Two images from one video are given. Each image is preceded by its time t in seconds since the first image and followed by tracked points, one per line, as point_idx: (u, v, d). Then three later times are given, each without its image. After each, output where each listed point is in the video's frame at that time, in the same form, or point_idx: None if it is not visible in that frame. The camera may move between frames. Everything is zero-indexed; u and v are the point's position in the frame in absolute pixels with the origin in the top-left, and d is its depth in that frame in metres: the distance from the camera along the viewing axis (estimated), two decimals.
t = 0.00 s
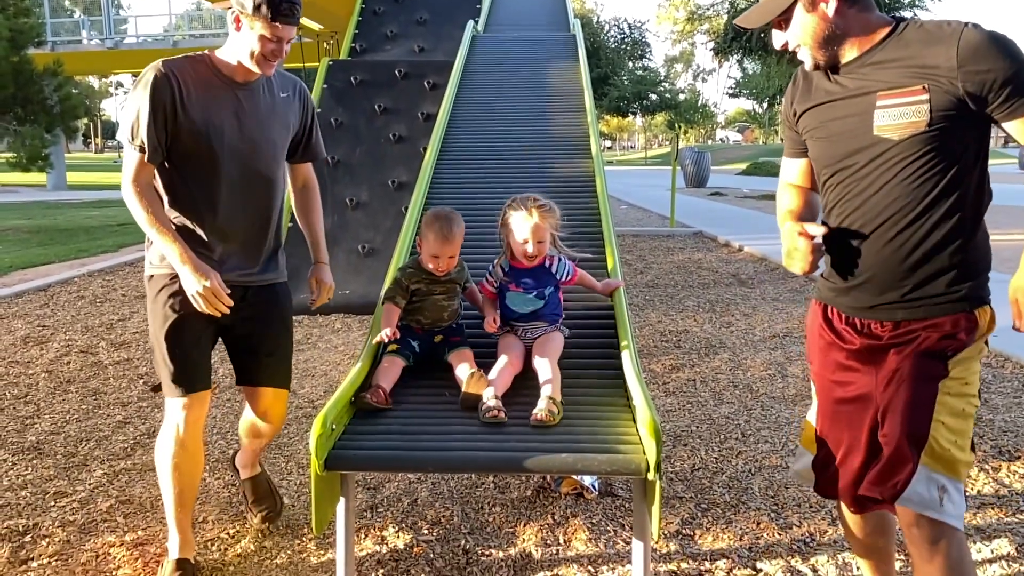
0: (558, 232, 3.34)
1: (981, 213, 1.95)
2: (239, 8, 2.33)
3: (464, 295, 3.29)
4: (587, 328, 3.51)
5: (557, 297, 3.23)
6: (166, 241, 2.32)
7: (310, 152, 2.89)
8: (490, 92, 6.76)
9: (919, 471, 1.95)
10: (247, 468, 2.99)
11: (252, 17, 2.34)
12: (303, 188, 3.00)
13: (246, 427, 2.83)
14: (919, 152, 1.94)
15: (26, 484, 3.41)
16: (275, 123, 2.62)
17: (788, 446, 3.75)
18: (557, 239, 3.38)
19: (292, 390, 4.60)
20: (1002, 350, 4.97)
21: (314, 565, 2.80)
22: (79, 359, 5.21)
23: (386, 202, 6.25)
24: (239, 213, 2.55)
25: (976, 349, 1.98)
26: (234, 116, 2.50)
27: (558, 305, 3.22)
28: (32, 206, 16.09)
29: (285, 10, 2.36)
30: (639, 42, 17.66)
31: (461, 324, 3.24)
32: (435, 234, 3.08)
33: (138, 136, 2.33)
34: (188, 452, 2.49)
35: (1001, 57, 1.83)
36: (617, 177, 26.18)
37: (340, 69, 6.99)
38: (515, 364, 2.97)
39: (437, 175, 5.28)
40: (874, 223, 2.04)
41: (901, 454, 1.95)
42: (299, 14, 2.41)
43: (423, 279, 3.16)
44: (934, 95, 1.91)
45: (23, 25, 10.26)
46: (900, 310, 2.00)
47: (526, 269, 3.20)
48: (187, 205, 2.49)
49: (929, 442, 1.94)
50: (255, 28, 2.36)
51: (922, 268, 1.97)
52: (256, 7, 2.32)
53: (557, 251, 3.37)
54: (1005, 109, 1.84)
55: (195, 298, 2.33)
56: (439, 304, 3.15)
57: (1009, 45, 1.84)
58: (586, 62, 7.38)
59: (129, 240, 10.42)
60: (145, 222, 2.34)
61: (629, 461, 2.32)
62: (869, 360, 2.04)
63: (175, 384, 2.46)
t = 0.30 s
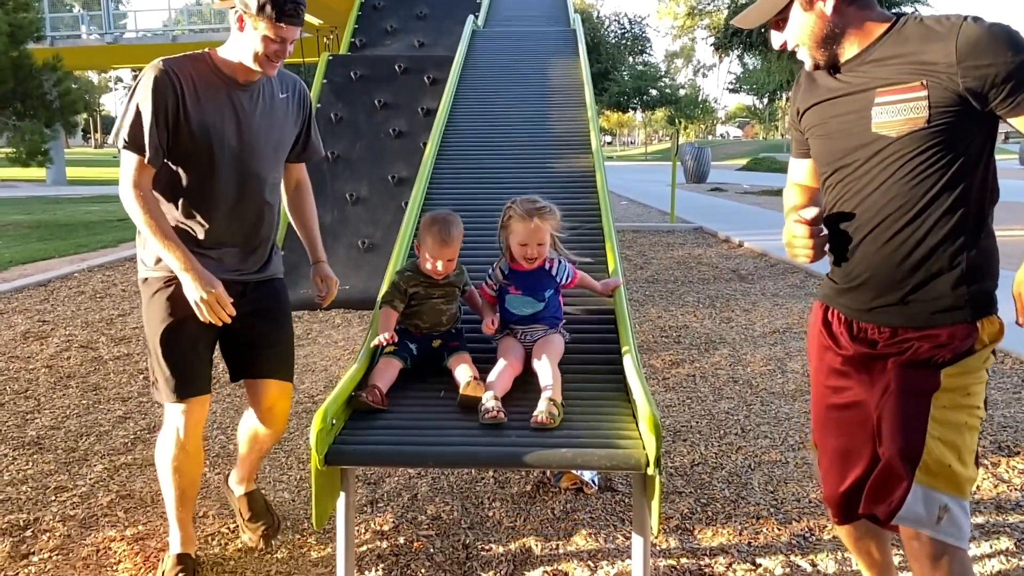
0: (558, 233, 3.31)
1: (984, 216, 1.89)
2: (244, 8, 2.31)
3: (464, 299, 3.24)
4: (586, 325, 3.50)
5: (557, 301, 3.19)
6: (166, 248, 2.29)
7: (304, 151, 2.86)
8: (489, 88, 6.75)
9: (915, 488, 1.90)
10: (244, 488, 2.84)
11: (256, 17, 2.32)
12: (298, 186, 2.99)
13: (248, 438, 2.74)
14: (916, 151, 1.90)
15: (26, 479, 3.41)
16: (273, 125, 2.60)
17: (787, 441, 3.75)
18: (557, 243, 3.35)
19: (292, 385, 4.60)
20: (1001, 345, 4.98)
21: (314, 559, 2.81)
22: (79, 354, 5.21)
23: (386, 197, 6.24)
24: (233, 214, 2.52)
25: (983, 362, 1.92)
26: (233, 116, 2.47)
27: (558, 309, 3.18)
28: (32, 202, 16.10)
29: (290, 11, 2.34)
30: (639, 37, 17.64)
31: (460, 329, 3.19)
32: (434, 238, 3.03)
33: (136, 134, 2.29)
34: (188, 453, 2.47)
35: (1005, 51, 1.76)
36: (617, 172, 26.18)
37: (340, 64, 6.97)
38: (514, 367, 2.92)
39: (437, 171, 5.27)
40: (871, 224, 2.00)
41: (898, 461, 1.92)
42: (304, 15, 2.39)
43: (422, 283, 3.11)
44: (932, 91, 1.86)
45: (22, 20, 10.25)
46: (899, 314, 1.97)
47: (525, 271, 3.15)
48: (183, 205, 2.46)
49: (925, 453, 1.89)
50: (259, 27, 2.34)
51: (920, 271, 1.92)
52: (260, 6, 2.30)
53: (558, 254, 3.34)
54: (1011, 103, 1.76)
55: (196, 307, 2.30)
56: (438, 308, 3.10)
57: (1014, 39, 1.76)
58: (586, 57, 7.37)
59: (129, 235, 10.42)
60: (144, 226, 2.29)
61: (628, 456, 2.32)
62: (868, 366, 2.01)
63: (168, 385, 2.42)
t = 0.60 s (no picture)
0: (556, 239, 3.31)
1: (987, 222, 1.84)
2: (249, 7, 2.31)
3: (464, 303, 3.22)
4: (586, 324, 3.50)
5: (557, 304, 3.16)
6: (169, 251, 2.26)
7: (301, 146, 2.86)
8: (490, 84, 6.74)
9: (909, 515, 1.86)
10: (242, 512, 2.68)
11: (262, 17, 2.31)
12: (293, 184, 2.98)
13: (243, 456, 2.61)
14: (911, 157, 1.87)
15: (27, 475, 3.41)
16: (275, 124, 2.59)
17: (787, 437, 3.76)
18: (557, 246, 3.34)
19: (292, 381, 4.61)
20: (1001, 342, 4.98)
21: (314, 555, 2.81)
22: (79, 351, 5.21)
23: (386, 194, 6.25)
24: (232, 215, 2.52)
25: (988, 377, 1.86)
26: (235, 115, 2.46)
27: (558, 313, 3.14)
28: (32, 198, 16.09)
29: (296, 12, 2.34)
30: (640, 34, 17.63)
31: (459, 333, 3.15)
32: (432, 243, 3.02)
33: (139, 130, 2.28)
34: (192, 455, 2.47)
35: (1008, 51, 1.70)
36: (617, 169, 26.17)
37: (340, 61, 6.97)
38: (514, 370, 2.86)
39: (437, 167, 5.27)
40: (870, 232, 1.97)
41: (894, 477, 1.88)
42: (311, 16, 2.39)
43: (420, 287, 3.07)
44: (929, 96, 1.81)
45: (22, 16, 10.23)
46: (900, 323, 1.93)
47: (524, 275, 3.14)
48: (185, 206, 2.47)
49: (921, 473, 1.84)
50: (264, 27, 2.33)
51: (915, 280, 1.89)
52: (267, 6, 2.29)
53: (557, 257, 3.33)
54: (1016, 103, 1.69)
55: (201, 312, 2.28)
56: (437, 312, 3.06)
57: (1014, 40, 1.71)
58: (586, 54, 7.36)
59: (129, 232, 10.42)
60: (147, 229, 2.27)
61: (628, 452, 2.32)
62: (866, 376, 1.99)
63: (168, 387, 2.41)
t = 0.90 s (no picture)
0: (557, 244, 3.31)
1: (988, 234, 1.78)
2: (255, 5, 2.30)
3: (463, 308, 3.18)
4: (586, 324, 3.49)
5: (557, 307, 3.14)
6: (175, 251, 2.25)
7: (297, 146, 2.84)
8: (489, 82, 6.72)
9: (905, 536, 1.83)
10: (245, 522, 2.55)
11: (268, 16, 2.30)
12: (290, 180, 2.96)
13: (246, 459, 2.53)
14: (908, 171, 1.82)
15: (27, 472, 3.42)
16: (276, 124, 2.57)
17: (787, 434, 3.76)
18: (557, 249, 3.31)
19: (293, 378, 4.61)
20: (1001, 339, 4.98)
21: (315, 552, 2.82)
22: (79, 348, 5.21)
23: (386, 191, 6.25)
24: (231, 215, 2.50)
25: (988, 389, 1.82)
26: (238, 113, 2.45)
27: (558, 316, 3.12)
28: (32, 195, 16.09)
29: (303, 12, 2.33)
30: (640, 31, 17.61)
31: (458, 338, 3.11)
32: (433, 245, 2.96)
33: (142, 127, 2.27)
34: (192, 457, 2.45)
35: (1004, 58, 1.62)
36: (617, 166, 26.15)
37: (340, 58, 6.95)
38: (514, 373, 2.84)
39: (437, 165, 5.26)
40: (869, 244, 1.92)
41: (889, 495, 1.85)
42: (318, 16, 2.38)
43: (418, 291, 3.02)
44: (920, 108, 1.76)
45: (22, 13, 10.21)
46: (899, 337, 1.89)
47: (523, 278, 3.13)
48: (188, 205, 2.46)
49: (921, 494, 1.81)
50: (270, 27, 2.32)
51: (913, 297, 1.85)
52: (274, 6, 2.28)
53: (558, 261, 3.28)
54: (1011, 115, 1.61)
55: (208, 311, 2.27)
56: (434, 317, 3.01)
57: (1010, 47, 1.62)
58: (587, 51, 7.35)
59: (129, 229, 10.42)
60: (151, 228, 2.25)
61: (628, 449, 2.32)
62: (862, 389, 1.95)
63: (169, 385, 2.39)
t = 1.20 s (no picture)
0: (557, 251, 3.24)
1: (990, 246, 1.68)
2: (261, 4, 2.27)
3: (461, 311, 3.17)
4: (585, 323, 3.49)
5: (557, 311, 3.07)
6: (184, 251, 2.21)
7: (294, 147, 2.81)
8: (489, 80, 6.72)
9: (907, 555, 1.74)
10: (248, 539, 2.42)
11: (274, 14, 2.26)
12: (290, 178, 2.96)
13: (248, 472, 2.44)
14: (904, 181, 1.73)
15: (28, 470, 3.42)
16: (279, 122, 2.54)
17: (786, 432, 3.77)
18: (556, 253, 3.23)
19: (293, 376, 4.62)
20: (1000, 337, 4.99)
21: (315, 549, 2.82)
22: (80, 346, 5.22)
23: (386, 188, 6.26)
24: (231, 217, 2.47)
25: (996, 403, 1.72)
26: (241, 112, 2.41)
27: (558, 319, 3.05)
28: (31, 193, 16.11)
29: (311, 11, 2.29)
30: (640, 28, 17.60)
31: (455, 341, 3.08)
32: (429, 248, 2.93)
33: (145, 125, 2.23)
34: (193, 458, 2.45)
35: (999, 70, 1.51)
36: (617, 164, 26.15)
37: (340, 55, 6.94)
38: (514, 374, 2.78)
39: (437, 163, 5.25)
40: (867, 254, 1.84)
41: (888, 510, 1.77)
42: (325, 16, 2.35)
43: (416, 294, 2.99)
44: (909, 120, 1.67)
45: (22, 10, 10.21)
46: (903, 345, 1.80)
47: (522, 282, 3.06)
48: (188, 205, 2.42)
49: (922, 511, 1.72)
50: (276, 26, 2.29)
51: (913, 317, 1.77)
52: (280, 5, 2.24)
53: (557, 263, 3.22)
54: (997, 130, 1.50)
55: (223, 310, 2.22)
56: (433, 320, 2.98)
57: (1005, 60, 1.51)
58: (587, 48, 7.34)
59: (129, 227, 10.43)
60: (157, 228, 2.22)
61: (627, 446, 2.32)
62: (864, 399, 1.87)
63: (170, 384, 2.36)
